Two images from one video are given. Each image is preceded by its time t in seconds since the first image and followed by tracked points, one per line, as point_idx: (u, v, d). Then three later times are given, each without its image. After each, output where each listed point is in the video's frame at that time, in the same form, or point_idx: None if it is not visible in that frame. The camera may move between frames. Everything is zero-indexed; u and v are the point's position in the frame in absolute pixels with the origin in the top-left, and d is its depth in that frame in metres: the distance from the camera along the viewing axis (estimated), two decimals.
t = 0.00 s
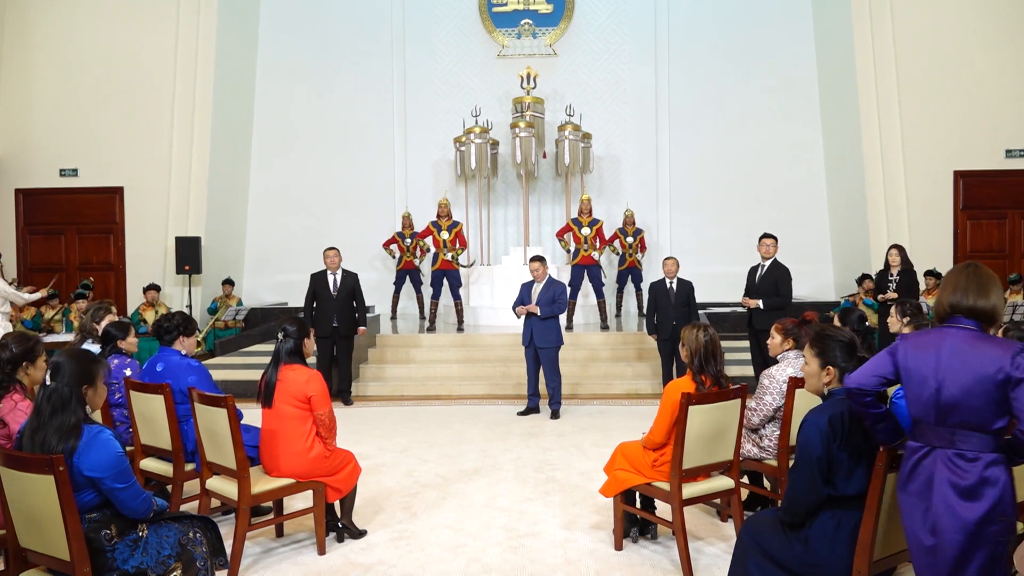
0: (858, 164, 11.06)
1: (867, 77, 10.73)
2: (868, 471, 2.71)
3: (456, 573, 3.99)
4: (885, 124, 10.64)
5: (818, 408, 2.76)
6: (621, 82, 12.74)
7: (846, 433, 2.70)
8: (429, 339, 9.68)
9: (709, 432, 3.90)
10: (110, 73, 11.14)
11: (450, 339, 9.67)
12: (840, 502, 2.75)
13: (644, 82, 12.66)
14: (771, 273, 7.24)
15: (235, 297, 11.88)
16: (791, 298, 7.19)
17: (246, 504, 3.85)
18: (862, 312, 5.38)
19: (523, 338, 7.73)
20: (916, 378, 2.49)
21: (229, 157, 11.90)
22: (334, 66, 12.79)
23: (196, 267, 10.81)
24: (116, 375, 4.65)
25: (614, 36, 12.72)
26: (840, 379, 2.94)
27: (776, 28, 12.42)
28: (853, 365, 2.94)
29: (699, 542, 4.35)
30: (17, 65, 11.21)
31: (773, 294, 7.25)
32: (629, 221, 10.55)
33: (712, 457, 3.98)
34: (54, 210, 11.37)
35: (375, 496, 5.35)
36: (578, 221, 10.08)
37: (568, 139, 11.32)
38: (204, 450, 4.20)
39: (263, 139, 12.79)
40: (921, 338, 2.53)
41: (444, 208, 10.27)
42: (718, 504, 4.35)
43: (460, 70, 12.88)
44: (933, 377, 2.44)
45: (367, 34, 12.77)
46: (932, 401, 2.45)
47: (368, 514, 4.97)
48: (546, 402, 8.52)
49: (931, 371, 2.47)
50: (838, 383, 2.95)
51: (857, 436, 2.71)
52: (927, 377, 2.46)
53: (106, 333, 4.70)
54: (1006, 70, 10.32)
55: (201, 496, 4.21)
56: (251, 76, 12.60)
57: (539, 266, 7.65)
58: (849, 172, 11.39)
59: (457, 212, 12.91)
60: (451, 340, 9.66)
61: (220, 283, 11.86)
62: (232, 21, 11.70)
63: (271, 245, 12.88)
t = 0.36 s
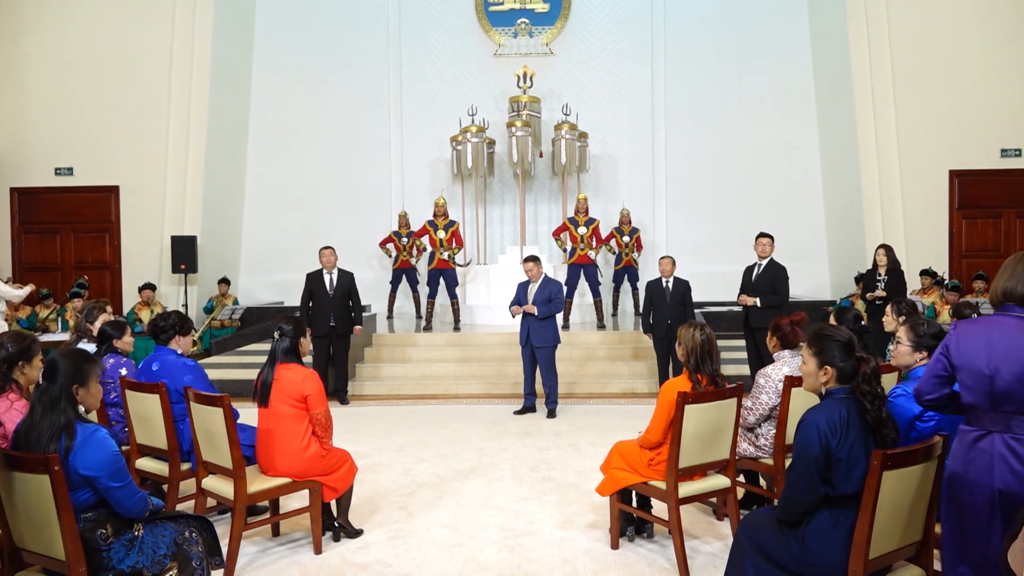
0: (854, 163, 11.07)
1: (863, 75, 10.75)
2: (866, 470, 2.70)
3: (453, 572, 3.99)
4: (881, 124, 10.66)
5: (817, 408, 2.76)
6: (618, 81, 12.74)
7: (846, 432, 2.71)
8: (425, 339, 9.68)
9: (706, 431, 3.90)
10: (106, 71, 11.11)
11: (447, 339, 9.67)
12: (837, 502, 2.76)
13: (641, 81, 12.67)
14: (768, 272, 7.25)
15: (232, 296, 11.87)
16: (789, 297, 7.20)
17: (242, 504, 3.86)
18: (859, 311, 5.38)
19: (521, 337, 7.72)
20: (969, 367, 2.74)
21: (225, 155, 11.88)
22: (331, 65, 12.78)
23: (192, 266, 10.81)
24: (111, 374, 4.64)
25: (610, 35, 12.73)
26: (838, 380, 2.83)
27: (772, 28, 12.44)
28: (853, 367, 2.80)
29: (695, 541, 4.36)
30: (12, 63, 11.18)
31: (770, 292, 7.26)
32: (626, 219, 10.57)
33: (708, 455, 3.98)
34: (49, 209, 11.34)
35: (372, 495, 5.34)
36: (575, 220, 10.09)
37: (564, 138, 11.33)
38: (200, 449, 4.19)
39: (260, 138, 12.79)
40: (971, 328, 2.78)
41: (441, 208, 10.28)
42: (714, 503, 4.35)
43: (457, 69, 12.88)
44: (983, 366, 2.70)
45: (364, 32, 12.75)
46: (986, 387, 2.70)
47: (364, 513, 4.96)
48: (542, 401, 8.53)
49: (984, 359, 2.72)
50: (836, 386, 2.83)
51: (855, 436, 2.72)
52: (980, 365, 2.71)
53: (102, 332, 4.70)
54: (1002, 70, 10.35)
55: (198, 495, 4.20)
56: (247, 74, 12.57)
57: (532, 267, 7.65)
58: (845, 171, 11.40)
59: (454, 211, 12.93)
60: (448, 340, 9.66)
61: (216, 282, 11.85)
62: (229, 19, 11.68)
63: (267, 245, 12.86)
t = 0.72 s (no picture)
0: (853, 162, 11.07)
1: (862, 74, 10.75)
2: (866, 469, 2.70)
3: (452, 571, 3.99)
4: (881, 123, 10.65)
5: (816, 407, 2.77)
6: (618, 80, 12.73)
7: (846, 431, 2.71)
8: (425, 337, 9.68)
9: (705, 430, 3.90)
10: (105, 70, 11.11)
11: (447, 338, 9.66)
12: (837, 501, 2.76)
13: (640, 81, 12.67)
14: (768, 272, 7.25)
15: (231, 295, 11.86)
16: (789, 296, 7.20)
17: (242, 503, 3.86)
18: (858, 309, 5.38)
19: (522, 337, 7.72)
20: None
21: (225, 154, 11.88)
22: (330, 64, 12.77)
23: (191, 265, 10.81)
24: (110, 373, 4.63)
25: (610, 34, 12.73)
26: (835, 378, 2.85)
27: (772, 27, 12.44)
28: (849, 365, 2.81)
29: (694, 540, 4.36)
30: (11, 61, 11.18)
31: (770, 291, 7.26)
32: (625, 219, 10.58)
33: (708, 455, 3.98)
34: (49, 208, 11.34)
35: (371, 494, 5.34)
36: (575, 219, 10.09)
37: (564, 137, 11.33)
38: (199, 449, 4.19)
39: (260, 137, 12.78)
40: None
41: (440, 207, 10.28)
42: (713, 502, 4.35)
43: (457, 68, 12.87)
44: None
45: (364, 31, 12.74)
46: None
47: (363, 512, 4.96)
48: (542, 400, 8.53)
49: None
50: (835, 384, 2.85)
51: (855, 436, 2.72)
52: None
53: (102, 332, 4.71)
54: (1002, 70, 10.35)
55: (198, 495, 4.20)
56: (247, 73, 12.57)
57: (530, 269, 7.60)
58: (845, 170, 11.40)
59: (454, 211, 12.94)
60: (447, 339, 9.66)
61: (215, 281, 11.85)
62: (228, 18, 11.68)
63: (267, 244, 12.86)
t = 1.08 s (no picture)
0: (854, 161, 11.06)
1: (863, 74, 10.74)
2: (866, 468, 2.70)
3: (453, 571, 3.98)
4: (881, 122, 10.63)
5: (816, 406, 2.78)
6: (618, 80, 12.73)
7: (846, 430, 2.71)
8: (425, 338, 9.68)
9: (705, 429, 3.90)
10: (106, 70, 11.11)
11: (447, 338, 9.66)
12: (838, 500, 2.76)
13: (641, 80, 12.67)
14: (768, 271, 7.24)
15: (232, 294, 11.87)
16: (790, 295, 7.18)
17: (242, 502, 3.85)
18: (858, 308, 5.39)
19: (524, 337, 7.73)
20: None
21: (224, 153, 11.87)
22: (331, 64, 12.78)
23: (192, 264, 10.82)
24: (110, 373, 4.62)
25: (610, 34, 12.72)
26: (833, 375, 2.86)
27: (772, 28, 12.44)
28: (847, 364, 2.81)
29: (695, 539, 4.36)
30: (12, 61, 11.18)
31: (770, 291, 7.25)
32: (626, 218, 10.57)
33: (708, 454, 3.98)
34: (49, 207, 11.34)
35: (371, 494, 5.34)
36: (575, 219, 10.09)
37: (564, 137, 11.32)
38: (200, 448, 4.20)
39: (260, 137, 12.78)
40: None
41: (440, 207, 10.27)
42: (713, 502, 4.35)
43: (456, 68, 12.87)
44: None
45: (364, 31, 12.74)
46: None
47: (364, 512, 4.96)
48: (542, 400, 8.53)
49: None
50: (834, 383, 2.85)
51: (855, 435, 2.72)
52: None
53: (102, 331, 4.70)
54: (1003, 70, 10.35)
55: (198, 494, 4.21)
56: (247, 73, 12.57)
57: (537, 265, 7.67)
58: (845, 169, 11.40)
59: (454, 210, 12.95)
60: (447, 339, 9.65)
61: (215, 281, 11.86)
62: (228, 18, 11.68)
63: (267, 244, 12.87)
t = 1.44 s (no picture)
0: (854, 161, 11.05)
1: (863, 73, 10.73)
2: (868, 468, 2.70)
3: (453, 571, 3.99)
4: (882, 122, 10.62)
5: (820, 405, 2.78)
6: (619, 79, 12.73)
7: (850, 429, 2.71)
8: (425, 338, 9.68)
9: (706, 429, 3.90)
10: (106, 70, 11.11)
11: (448, 339, 9.66)
12: (840, 499, 2.76)
13: (641, 80, 12.67)
14: (768, 271, 7.24)
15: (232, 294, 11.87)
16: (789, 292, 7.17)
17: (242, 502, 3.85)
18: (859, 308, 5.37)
19: (524, 337, 7.73)
20: None
21: (225, 154, 11.87)
22: (331, 64, 12.77)
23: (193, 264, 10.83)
24: (111, 373, 4.62)
25: (610, 34, 12.73)
26: (839, 374, 2.86)
27: (772, 28, 12.44)
28: (852, 363, 2.81)
29: (695, 539, 4.36)
30: (12, 61, 11.18)
31: (770, 290, 7.25)
32: (626, 219, 10.56)
33: (709, 454, 3.98)
34: (50, 207, 11.35)
35: (372, 494, 5.34)
36: (576, 219, 10.10)
37: (564, 137, 11.33)
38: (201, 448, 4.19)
39: (261, 137, 12.79)
40: None
41: (440, 207, 10.26)
42: (713, 502, 4.35)
43: (457, 68, 12.87)
44: None
45: (365, 31, 12.74)
46: None
47: (364, 512, 4.97)
48: (542, 400, 8.53)
49: None
50: (839, 382, 2.85)
51: (858, 434, 2.72)
52: None
53: (103, 331, 4.72)
54: (1003, 70, 10.35)
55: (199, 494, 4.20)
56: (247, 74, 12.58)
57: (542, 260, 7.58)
58: (846, 169, 11.40)
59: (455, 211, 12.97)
60: (448, 339, 9.65)
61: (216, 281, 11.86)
62: (228, 18, 11.68)
63: (267, 244, 12.88)
